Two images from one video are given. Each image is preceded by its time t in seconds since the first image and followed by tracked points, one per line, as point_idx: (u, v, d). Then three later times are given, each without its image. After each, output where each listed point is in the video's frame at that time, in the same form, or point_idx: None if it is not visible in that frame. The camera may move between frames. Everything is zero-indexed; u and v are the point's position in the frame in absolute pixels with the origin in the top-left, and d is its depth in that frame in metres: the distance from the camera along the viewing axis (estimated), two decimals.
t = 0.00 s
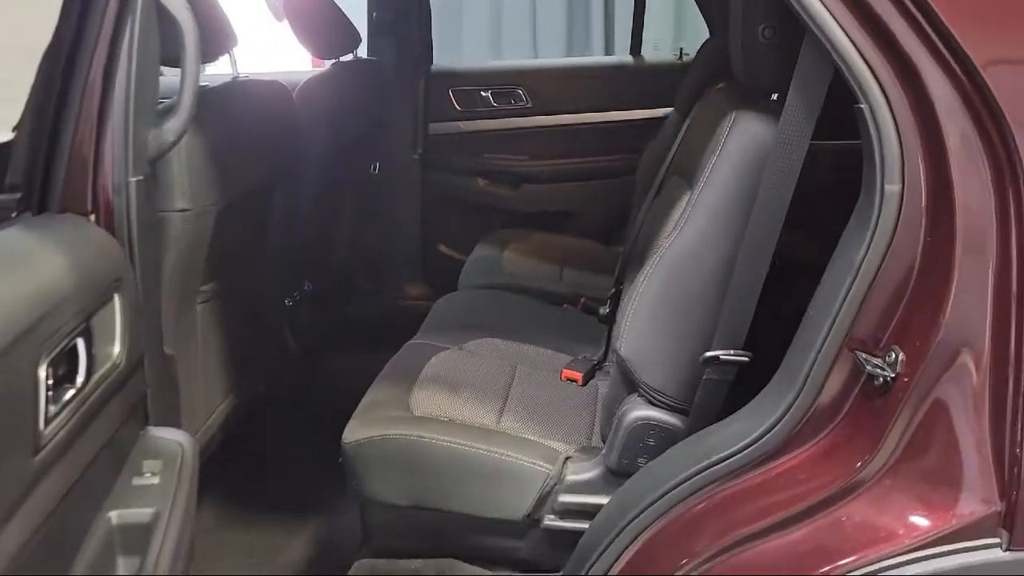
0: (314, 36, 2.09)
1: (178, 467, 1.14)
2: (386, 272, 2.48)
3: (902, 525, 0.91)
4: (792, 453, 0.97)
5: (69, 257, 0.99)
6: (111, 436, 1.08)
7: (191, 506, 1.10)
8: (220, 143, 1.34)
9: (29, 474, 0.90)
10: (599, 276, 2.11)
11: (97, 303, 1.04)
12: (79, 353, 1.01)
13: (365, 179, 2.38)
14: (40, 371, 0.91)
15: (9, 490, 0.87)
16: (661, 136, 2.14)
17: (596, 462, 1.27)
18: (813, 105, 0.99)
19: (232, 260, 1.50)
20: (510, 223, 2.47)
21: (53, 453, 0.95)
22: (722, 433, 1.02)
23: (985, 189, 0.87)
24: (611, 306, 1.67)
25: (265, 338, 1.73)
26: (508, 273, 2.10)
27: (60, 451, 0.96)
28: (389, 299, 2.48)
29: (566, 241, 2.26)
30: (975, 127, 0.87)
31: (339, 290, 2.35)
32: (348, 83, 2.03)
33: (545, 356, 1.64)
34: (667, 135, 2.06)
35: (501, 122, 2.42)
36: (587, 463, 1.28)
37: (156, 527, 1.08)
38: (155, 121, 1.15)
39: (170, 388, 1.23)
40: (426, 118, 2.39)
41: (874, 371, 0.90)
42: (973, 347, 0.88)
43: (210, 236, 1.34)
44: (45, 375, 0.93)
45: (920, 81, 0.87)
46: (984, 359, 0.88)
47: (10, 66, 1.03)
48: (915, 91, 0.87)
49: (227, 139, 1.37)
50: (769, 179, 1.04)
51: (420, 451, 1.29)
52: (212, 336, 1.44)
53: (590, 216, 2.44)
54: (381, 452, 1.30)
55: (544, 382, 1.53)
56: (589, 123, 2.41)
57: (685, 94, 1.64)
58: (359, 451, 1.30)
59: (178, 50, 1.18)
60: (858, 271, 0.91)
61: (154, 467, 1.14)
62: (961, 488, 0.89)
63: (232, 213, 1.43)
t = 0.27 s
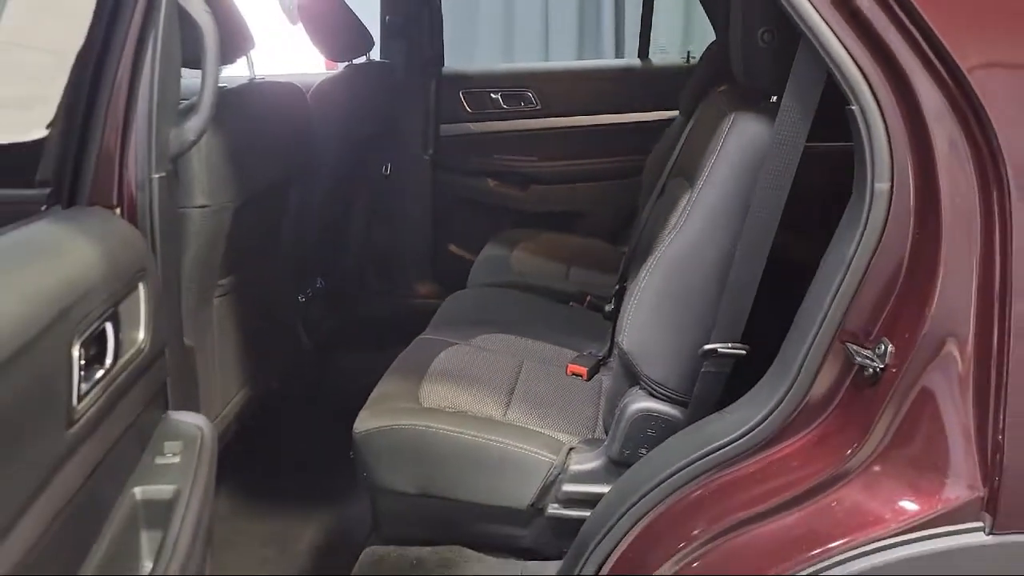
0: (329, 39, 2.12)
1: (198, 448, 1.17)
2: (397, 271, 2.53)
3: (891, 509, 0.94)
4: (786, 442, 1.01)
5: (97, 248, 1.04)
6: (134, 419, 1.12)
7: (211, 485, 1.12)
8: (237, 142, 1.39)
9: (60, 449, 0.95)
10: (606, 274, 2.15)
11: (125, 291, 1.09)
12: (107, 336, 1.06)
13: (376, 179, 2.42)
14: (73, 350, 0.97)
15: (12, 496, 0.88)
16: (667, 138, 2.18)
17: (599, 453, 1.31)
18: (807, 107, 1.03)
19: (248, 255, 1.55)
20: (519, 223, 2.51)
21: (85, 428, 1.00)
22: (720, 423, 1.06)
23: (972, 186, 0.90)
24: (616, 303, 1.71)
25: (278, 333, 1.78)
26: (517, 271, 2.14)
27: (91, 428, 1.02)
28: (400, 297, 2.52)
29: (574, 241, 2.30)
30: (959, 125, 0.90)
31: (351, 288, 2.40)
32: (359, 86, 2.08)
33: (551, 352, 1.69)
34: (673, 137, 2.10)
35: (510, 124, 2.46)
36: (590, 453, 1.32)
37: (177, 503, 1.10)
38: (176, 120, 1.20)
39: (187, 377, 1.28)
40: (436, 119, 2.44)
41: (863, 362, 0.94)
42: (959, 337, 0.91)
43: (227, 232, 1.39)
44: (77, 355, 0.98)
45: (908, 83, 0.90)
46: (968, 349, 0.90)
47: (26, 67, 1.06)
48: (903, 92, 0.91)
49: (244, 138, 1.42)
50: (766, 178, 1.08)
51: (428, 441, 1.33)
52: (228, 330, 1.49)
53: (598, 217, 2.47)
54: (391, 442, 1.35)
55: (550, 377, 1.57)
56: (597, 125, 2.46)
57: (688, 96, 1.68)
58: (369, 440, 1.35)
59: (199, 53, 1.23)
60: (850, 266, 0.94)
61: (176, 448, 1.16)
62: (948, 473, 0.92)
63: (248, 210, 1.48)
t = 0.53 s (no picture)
0: (336, 40, 2.18)
1: (209, 433, 1.20)
2: (404, 269, 2.57)
3: (874, 492, 0.97)
4: (775, 431, 1.04)
5: (115, 240, 1.09)
6: (146, 403, 1.16)
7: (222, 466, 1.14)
8: (248, 141, 1.44)
9: (78, 425, 0.98)
10: (608, 273, 2.19)
11: (139, 280, 1.13)
12: (124, 322, 1.10)
13: (383, 179, 2.47)
14: (93, 333, 1.02)
15: (13, 496, 0.87)
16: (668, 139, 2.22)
17: (596, 444, 1.35)
18: (796, 107, 1.06)
19: (256, 251, 1.59)
20: (524, 222, 2.55)
21: (102, 408, 1.04)
22: (711, 413, 1.09)
23: (950, 183, 0.94)
24: (616, 299, 1.75)
25: (286, 328, 1.83)
26: (521, 269, 2.18)
27: (107, 408, 1.05)
28: (407, 295, 2.57)
29: (577, 240, 2.34)
30: (938, 123, 0.93)
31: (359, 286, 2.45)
32: (365, 87, 2.13)
33: (552, 347, 1.73)
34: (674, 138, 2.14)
35: (515, 125, 2.51)
36: (588, 444, 1.36)
37: (188, 482, 1.11)
38: (188, 119, 1.24)
39: (195, 366, 1.32)
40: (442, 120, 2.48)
41: (848, 353, 0.97)
42: (939, 328, 0.94)
43: (237, 228, 1.44)
44: (97, 338, 1.03)
45: (890, 84, 0.94)
46: (946, 339, 0.94)
47: (51, 71, 1.13)
48: (885, 93, 0.94)
49: (254, 137, 1.47)
50: (756, 175, 1.11)
51: (431, 431, 1.37)
52: (238, 323, 1.54)
53: (601, 217, 2.51)
54: (395, 432, 1.39)
55: (550, 370, 1.61)
56: (600, 126, 2.50)
57: (687, 97, 1.72)
58: (374, 430, 1.39)
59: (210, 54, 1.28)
60: (835, 260, 0.98)
61: (188, 431, 1.20)
62: (929, 459, 0.95)
63: (258, 207, 1.53)
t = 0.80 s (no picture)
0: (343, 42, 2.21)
1: (217, 414, 1.24)
2: (408, 267, 2.62)
3: (856, 474, 1.01)
4: (762, 417, 1.07)
5: (130, 229, 1.15)
6: (156, 385, 1.20)
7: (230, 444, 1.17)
8: (256, 138, 1.49)
9: (95, 399, 1.05)
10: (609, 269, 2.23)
11: (151, 266, 1.18)
12: (137, 306, 1.16)
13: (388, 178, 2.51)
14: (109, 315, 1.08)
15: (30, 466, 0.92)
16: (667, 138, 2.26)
17: (592, 432, 1.39)
18: (784, 105, 1.10)
19: (264, 246, 1.64)
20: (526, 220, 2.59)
21: (118, 385, 1.10)
22: (701, 400, 1.13)
23: (929, 177, 0.97)
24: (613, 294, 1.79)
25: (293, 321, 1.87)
26: (522, 266, 2.22)
27: (123, 385, 1.11)
28: (411, 292, 2.61)
29: (579, 238, 2.38)
30: (916, 120, 0.97)
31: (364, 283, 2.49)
32: (370, 86, 2.17)
33: (551, 340, 1.77)
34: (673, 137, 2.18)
35: (518, 125, 2.55)
36: (583, 433, 1.40)
37: (197, 459, 1.14)
38: (198, 117, 1.29)
39: (205, 354, 1.37)
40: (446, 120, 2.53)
41: (831, 341, 1.01)
42: (918, 316, 0.98)
43: (245, 222, 1.48)
44: (111, 319, 1.09)
45: (871, 82, 0.98)
46: (924, 327, 0.98)
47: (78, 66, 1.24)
48: (866, 90, 0.98)
49: (262, 134, 1.51)
50: (745, 170, 1.16)
51: (431, 419, 1.41)
52: (246, 315, 1.58)
53: (602, 215, 2.55)
54: (397, 421, 1.43)
55: (549, 363, 1.65)
56: (601, 126, 2.54)
57: (683, 97, 1.76)
58: (377, 418, 1.43)
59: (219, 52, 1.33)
60: (819, 251, 1.02)
61: (196, 413, 1.23)
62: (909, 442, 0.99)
63: (265, 203, 1.58)
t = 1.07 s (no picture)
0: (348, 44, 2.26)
1: (227, 400, 1.28)
2: (413, 265, 2.66)
3: (841, 459, 1.04)
4: (751, 406, 1.11)
5: (144, 223, 1.19)
6: (169, 372, 1.24)
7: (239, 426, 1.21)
8: (263, 137, 1.53)
9: (112, 382, 1.09)
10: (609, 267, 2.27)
11: (164, 257, 1.22)
12: (151, 295, 1.20)
13: (393, 177, 2.56)
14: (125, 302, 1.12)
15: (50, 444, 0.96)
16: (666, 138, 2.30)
17: (589, 423, 1.43)
18: (772, 104, 1.14)
19: (271, 242, 1.68)
20: (529, 220, 2.63)
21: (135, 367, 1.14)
22: (692, 390, 1.16)
23: (910, 174, 1.01)
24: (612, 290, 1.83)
25: (299, 316, 1.92)
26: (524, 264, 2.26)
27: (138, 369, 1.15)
28: (415, 290, 2.66)
29: (580, 236, 2.42)
30: (898, 118, 1.01)
31: (369, 281, 2.53)
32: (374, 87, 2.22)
33: (550, 335, 1.81)
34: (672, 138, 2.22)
35: (520, 125, 2.59)
36: (581, 424, 1.43)
37: (207, 441, 1.18)
38: (208, 116, 1.33)
39: (214, 344, 1.41)
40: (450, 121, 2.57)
41: (816, 331, 1.05)
42: (899, 308, 1.02)
43: (253, 218, 1.53)
44: (128, 306, 1.13)
45: (854, 82, 1.02)
46: (906, 318, 1.02)
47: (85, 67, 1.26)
48: (849, 90, 1.02)
49: (269, 133, 1.56)
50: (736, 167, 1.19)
51: (433, 410, 1.45)
52: (253, 309, 1.62)
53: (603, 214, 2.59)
54: (400, 411, 1.47)
55: (548, 356, 1.69)
56: (601, 126, 2.58)
57: (680, 97, 1.80)
58: (381, 410, 1.48)
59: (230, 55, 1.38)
60: (805, 245, 1.06)
61: (206, 399, 1.28)
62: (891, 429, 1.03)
63: (273, 200, 1.62)
